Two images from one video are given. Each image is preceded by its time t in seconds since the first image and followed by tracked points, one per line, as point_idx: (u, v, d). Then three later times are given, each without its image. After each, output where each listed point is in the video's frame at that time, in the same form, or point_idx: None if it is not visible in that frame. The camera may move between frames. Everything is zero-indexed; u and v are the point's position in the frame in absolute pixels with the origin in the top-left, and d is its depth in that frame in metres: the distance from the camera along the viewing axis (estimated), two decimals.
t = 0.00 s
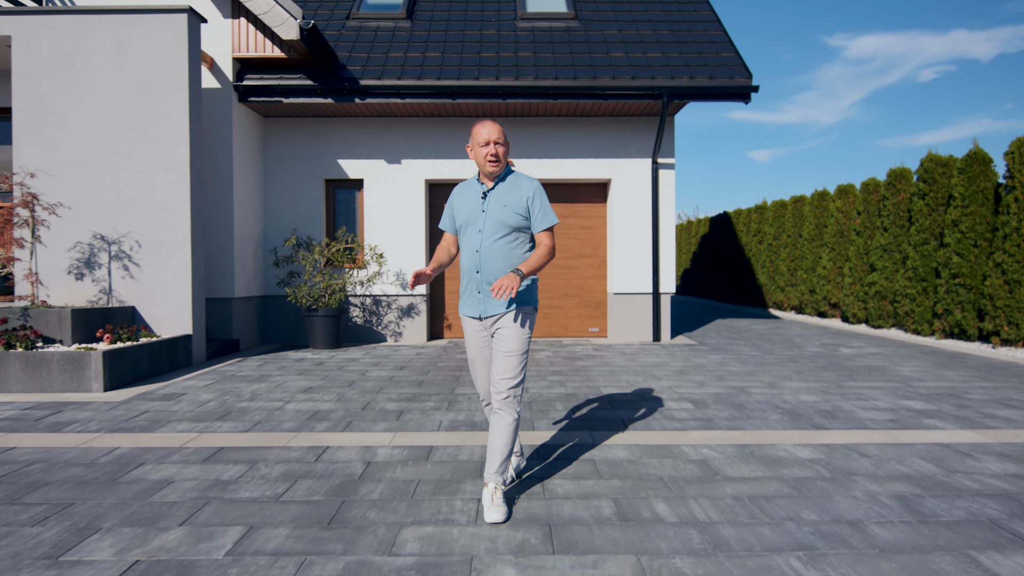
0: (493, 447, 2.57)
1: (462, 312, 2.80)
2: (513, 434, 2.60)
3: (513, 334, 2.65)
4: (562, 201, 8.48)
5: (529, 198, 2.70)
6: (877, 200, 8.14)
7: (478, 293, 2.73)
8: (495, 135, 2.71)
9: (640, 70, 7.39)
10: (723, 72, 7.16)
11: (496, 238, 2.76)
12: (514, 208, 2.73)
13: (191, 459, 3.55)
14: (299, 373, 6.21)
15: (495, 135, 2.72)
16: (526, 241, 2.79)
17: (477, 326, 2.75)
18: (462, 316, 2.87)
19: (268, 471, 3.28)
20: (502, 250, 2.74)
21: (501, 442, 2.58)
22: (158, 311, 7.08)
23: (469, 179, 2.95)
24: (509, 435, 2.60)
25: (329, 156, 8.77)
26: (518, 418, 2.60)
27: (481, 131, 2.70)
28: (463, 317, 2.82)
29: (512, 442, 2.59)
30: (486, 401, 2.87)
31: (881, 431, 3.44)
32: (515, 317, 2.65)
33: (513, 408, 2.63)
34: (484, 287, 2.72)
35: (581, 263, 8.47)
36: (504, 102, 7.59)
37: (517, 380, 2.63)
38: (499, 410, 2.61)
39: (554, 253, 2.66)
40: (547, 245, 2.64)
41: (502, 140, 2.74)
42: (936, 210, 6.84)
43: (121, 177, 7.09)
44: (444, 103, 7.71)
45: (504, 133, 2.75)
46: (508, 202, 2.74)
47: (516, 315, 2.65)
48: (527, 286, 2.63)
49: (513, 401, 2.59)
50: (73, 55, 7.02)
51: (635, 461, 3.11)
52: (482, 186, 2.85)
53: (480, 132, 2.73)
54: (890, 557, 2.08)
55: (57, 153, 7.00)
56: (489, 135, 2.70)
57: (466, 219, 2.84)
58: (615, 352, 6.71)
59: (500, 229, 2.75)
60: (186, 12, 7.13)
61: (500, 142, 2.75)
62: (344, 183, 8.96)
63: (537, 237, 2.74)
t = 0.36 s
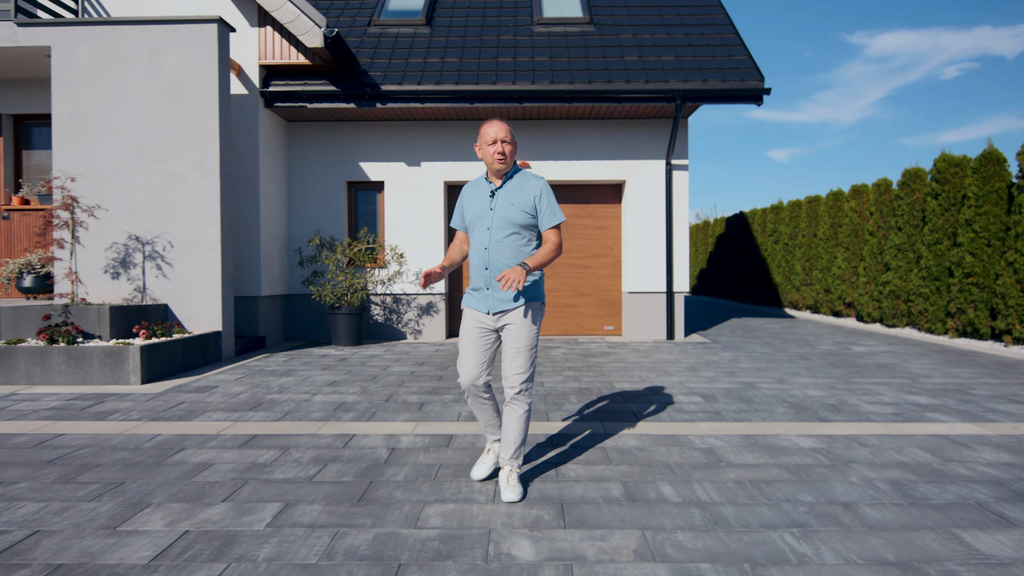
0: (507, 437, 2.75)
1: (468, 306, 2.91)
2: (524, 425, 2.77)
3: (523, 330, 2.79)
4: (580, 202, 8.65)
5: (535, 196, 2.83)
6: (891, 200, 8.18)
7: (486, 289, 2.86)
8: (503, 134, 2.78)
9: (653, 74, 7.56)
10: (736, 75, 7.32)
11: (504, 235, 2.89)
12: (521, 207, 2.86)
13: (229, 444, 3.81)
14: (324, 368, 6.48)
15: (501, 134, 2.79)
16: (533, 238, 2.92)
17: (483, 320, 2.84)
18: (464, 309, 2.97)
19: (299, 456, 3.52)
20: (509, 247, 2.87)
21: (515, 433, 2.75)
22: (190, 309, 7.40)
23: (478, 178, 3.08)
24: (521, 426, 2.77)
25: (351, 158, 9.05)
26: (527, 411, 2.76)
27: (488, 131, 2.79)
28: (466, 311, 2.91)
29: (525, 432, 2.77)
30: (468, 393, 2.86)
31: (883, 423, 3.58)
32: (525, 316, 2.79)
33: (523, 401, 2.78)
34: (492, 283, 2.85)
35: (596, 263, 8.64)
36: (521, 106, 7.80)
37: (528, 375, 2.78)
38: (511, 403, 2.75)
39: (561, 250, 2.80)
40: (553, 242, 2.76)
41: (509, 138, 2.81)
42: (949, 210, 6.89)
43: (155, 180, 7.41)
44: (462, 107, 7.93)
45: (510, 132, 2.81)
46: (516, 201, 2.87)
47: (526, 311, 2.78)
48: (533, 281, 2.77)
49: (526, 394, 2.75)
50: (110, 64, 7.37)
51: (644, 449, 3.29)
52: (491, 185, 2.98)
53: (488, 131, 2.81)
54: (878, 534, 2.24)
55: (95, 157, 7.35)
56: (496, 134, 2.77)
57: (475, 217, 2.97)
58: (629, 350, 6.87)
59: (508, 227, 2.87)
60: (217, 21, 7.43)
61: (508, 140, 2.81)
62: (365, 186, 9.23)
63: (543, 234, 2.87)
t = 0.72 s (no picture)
0: (520, 430, 2.91)
1: (472, 309, 2.93)
2: (534, 420, 2.93)
3: (529, 332, 2.89)
4: (595, 205, 8.81)
5: (539, 201, 2.92)
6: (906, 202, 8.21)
7: (493, 292, 2.91)
8: (502, 141, 2.87)
9: (667, 79, 7.75)
10: (748, 79, 7.47)
11: (509, 239, 2.94)
12: (526, 211, 2.93)
13: (261, 436, 4.06)
14: (347, 366, 6.72)
15: (501, 141, 2.87)
16: (535, 242, 3.00)
17: (489, 321, 2.90)
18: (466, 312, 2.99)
19: (328, 447, 3.75)
20: (515, 251, 2.92)
21: (526, 426, 2.93)
22: (218, 309, 7.69)
23: (477, 183, 3.10)
24: (531, 421, 2.94)
25: (373, 163, 9.30)
26: (538, 407, 2.94)
27: (489, 138, 2.87)
28: (470, 313, 2.93)
29: (535, 426, 2.94)
30: (467, 393, 2.85)
31: (887, 420, 3.70)
32: (535, 318, 2.90)
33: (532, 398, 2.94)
34: (500, 286, 2.90)
35: (611, 265, 8.79)
36: (537, 111, 8.00)
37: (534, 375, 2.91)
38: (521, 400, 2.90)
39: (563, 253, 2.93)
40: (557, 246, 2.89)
41: (508, 146, 2.90)
42: (964, 212, 6.92)
43: (184, 186, 7.71)
44: (480, 113, 8.14)
45: (509, 139, 2.90)
46: (520, 206, 2.94)
47: (534, 314, 2.89)
48: (543, 285, 2.90)
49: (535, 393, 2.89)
50: (143, 74, 7.70)
51: (654, 442, 3.46)
52: (493, 190, 3.02)
53: (488, 139, 2.89)
54: (871, 519, 2.38)
55: (129, 164, 7.69)
56: (496, 141, 2.85)
57: (478, 221, 3.00)
58: (643, 349, 7.02)
59: (513, 231, 2.93)
60: (243, 32, 7.69)
61: (507, 147, 2.91)
62: (386, 190, 9.49)
63: (546, 237, 2.96)
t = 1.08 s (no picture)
0: (524, 426, 3.05)
1: (468, 313, 3.00)
2: (536, 415, 3.04)
3: (523, 331, 2.96)
4: (612, 209, 8.96)
5: (529, 203, 3.03)
6: (922, 205, 8.23)
7: (489, 294, 2.96)
8: (491, 145, 2.92)
9: (681, 87, 7.94)
10: (761, 86, 7.67)
11: (501, 241, 3.02)
12: (516, 213, 3.03)
13: (293, 430, 4.31)
14: (370, 366, 6.96)
15: (489, 145, 2.93)
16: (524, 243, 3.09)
17: (483, 325, 2.96)
18: (460, 316, 3.04)
19: (355, 440, 3.97)
20: (508, 252, 3.00)
21: (528, 422, 3.05)
22: (247, 311, 7.99)
23: (465, 188, 3.15)
24: (533, 416, 3.05)
25: (394, 170, 9.57)
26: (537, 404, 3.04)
27: (476, 143, 2.93)
28: (466, 317, 2.99)
29: (538, 421, 3.06)
30: (470, 399, 2.91)
31: (893, 418, 3.81)
32: (526, 320, 2.96)
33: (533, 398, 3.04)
34: (495, 287, 2.96)
35: (628, 268, 8.94)
36: (555, 119, 8.19)
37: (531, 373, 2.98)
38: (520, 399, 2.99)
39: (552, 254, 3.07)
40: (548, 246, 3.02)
41: (496, 149, 2.96)
42: (979, 215, 6.95)
43: (214, 192, 8.01)
44: (499, 120, 8.35)
45: (496, 142, 2.97)
46: (510, 208, 3.03)
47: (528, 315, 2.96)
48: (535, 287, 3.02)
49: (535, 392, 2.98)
50: (175, 86, 8.03)
51: (665, 437, 3.63)
52: (482, 194, 3.08)
53: (475, 143, 2.95)
54: (868, 508, 2.52)
55: (162, 171, 8.03)
56: (483, 145, 2.92)
57: (470, 224, 3.05)
58: (658, 351, 7.17)
59: (505, 233, 3.01)
60: (271, 44, 7.98)
61: (494, 151, 2.97)
62: (407, 195, 9.75)
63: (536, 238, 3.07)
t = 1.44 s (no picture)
0: (521, 431, 3.02)
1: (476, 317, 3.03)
2: (535, 417, 3.02)
3: (529, 332, 2.99)
4: (630, 215, 9.09)
5: (533, 208, 3.03)
6: (940, 210, 8.23)
7: (495, 299, 3.00)
8: (492, 153, 2.97)
9: (698, 94, 8.14)
10: (778, 92, 7.85)
11: (506, 247, 3.04)
12: (520, 219, 3.04)
13: (323, 427, 4.52)
14: (394, 367, 7.18)
15: (491, 153, 2.99)
16: (529, 247, 3.11)
17: (491, 327, 3.02)
18: (468, 320, 3.08)
19: (382, 436, 4.17)
20: (513, 258, 3.04)
21: (527, 428, 3.03)
22: (275, 314, 8.26)
23: (470, 194, 3.19)
24: (532, 419, 3.02)
25: (417, 177, 9.82)
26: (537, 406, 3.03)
27: (478, 151, 2.98)
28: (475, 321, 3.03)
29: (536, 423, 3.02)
30: (486, 400, 3.03)
31: (905, 419, 3.90)
32: (531, 320, 2.99)
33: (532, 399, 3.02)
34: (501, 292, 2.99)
35: (646, 272, 9.06)
36: (573, 126, 8.37)
37: (534, 373, 2.98)
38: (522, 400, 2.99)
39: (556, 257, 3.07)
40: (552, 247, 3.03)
41: (497, 157, 3.02)
42: (998, 219, 6.95)
43: (244, 200, 8.31)
44: (518, 128, 8.55)
45: (499, 151, 3.02)
46: (515, 214, 3.04)
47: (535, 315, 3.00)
48: (539, 287, 3.03)
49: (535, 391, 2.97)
50: (207, 97, 8.35)
51: (679, 436, 3.76)
52: (486, 201, 3.11)
53: (478, 152, 3.01)
54: (873, 502, 2.64)
55: (194, 179, 8.36)
56: (485, 153, 2.97)
57: (475, 231, 3.08)
58: (675, 354, 7.27)
59: (509, 239, 3.03)
60: (299, 57, 8.28)
61: (496, 159, 3.02)
62: (429, 202, 9.99)
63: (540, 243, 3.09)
